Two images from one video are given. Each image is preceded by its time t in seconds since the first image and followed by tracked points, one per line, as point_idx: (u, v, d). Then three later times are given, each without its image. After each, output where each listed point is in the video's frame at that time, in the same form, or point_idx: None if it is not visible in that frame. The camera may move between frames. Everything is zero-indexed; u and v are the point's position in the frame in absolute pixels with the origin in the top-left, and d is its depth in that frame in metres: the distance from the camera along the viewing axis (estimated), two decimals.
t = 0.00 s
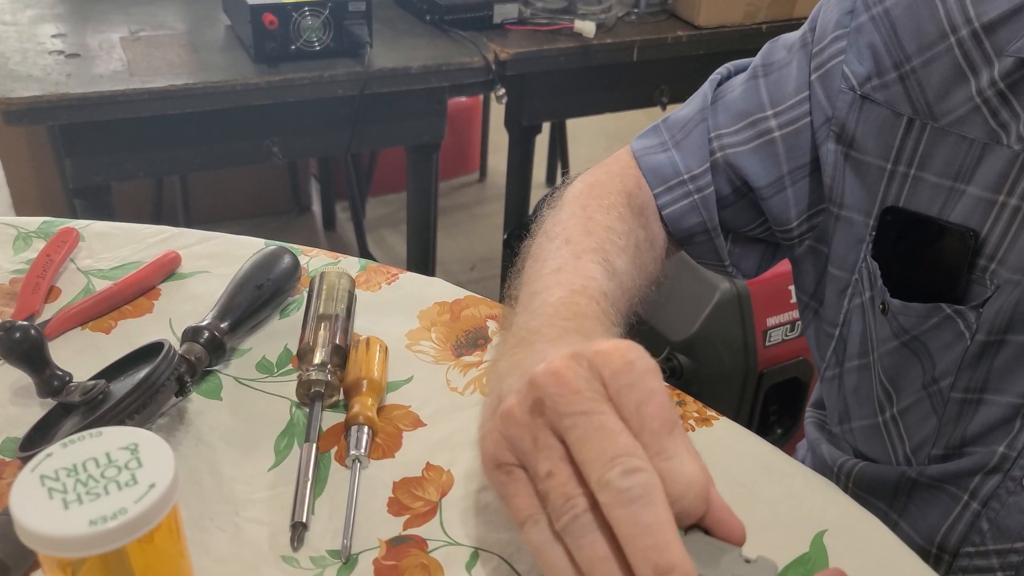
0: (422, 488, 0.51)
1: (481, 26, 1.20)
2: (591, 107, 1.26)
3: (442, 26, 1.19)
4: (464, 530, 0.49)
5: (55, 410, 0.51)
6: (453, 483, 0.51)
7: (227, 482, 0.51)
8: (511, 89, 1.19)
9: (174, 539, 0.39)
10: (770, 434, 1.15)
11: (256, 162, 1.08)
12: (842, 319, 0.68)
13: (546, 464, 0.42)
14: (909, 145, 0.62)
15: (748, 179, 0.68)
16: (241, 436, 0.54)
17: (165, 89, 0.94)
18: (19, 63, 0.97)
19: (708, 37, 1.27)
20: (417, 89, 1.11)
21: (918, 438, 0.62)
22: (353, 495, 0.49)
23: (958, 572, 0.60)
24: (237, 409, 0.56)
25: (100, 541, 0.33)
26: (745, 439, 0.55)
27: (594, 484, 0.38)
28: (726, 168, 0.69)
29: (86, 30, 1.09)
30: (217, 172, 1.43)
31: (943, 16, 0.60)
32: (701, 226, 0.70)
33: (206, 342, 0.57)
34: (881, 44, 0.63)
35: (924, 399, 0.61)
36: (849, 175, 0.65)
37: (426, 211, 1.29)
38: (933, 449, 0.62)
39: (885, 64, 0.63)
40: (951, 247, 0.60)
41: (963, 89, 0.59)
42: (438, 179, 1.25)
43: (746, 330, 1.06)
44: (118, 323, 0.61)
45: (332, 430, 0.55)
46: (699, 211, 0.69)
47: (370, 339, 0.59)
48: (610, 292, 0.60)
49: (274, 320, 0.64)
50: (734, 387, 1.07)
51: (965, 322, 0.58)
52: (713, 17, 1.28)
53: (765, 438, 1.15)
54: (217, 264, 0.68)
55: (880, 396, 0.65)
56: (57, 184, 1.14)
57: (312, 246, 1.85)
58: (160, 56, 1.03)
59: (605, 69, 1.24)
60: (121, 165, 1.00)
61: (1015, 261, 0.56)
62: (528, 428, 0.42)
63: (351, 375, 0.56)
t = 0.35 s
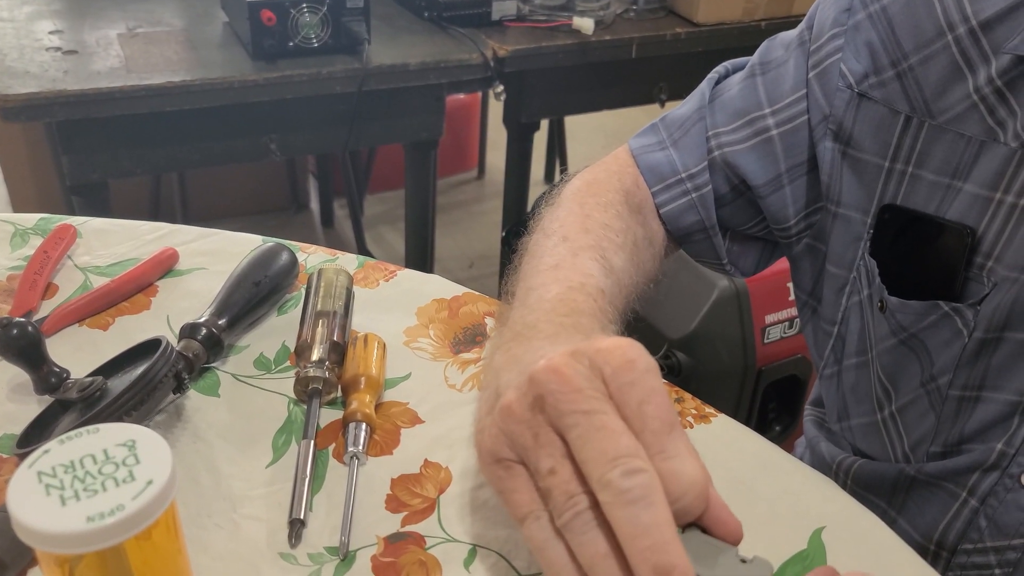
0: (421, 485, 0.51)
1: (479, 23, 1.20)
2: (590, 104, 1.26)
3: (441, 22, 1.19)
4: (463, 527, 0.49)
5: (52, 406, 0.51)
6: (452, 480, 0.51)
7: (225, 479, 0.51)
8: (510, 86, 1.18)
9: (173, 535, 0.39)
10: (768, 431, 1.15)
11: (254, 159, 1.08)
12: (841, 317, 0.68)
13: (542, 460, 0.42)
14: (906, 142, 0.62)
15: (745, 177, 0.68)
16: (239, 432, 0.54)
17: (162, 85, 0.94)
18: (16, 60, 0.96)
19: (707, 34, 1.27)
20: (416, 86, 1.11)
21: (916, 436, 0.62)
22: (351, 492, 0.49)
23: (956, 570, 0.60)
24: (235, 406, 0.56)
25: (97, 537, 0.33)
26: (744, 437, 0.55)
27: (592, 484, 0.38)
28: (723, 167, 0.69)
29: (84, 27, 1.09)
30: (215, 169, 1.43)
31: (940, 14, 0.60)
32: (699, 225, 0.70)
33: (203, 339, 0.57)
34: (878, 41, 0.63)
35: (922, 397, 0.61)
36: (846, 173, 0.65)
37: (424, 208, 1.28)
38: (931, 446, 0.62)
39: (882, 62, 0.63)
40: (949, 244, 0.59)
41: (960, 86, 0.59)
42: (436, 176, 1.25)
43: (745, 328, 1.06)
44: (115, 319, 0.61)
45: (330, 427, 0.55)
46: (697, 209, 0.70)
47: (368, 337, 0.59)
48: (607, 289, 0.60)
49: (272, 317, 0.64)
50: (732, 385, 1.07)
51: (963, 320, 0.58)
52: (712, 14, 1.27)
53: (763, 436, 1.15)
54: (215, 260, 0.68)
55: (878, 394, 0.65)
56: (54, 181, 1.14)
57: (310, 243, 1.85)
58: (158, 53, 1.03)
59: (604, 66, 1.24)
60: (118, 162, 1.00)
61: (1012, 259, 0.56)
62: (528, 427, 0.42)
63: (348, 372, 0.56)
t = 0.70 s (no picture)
0: (421, 482, 0.51)
1: (478, 20, 1.19)
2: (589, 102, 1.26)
3: (440, 20, 1.19)
4: (462, 524, 0.49)
5: (51, 403, 0.51)
6: (451, 477, 0.51)
7: (224, 475, 0.51)
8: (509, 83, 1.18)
9: (173, 531, 0.39)
10: (767, 428, 1.15)
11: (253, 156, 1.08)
12: (839, 316, 0.68)
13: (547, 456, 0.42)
14: (905, 140, 0.62)
15: (747, 178, 0.68)
16: (238, 429, 0.54)
17: (161, 82, 0.94)
18: (15, 57, 0.96)
19: (706, 32, 1.27)
20: (415, 83, 1.10)
21: (914, 434, 0.62)
22: (350, 488, 0.49)
23: (955, 567, 0.60)
24: (234, 403, 0.56)
25: (97, 534, 0.33)
26: (745, 434, 0.55)
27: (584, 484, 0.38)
28: (724, 166, 0.69)
29: (83, 24, 1.09)
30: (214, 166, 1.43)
31: (939, 12, 0.60)
32: (700, 224, 0.70)
33: (203, 336, 0.57)
34: (877, 40, 0.63)
35: (920, 395, 0.61)
36: (845, 171, 0.65)
37: (424, 205, 1.28)
38: (930, 443, 0.62)
39: (881, 60, 0.63)
40: (947, 241, 0.59)
41: (959, 84, 0.59)
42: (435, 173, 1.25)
43: (744, 325, 1.06)
44: (114, 316, 0.61)
45: (329, 424, 0.55)
46: (698, 209, 0.70)
47: (368, 334, 0.59)
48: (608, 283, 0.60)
49: (271, 314, 0.64)
50: (732, 382, 1.07)
51: (960, 317, 0.58)
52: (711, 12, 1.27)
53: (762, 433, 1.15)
54: (215, 257, 0.67)
55: (877, 392, 0.65)
56: (53, 178, 1.14)
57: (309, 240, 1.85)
58: (157, 50, 1.02)
59: (603, 64, 1.24)
60: (117, 159, 1.00)
61: (1010, 256, 0.56)
62: (528, 425, 0.42)
63: (348, 369, 0.56)
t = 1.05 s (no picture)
0: (422, 476, 0.51)
1: (481, 15, 1.19)
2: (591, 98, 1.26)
3: (442, 15, 1.19)
4: (463, 519, 0.49)
5: (54, 396, 0.51)
6: (453, 471, 0.51)
7: (226, 468, 0.51)
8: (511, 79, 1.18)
9: (176, 524, 0.39)
10: (768, 425, 1.16)
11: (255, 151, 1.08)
12: (839, 312, 0.68)
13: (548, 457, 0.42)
14: (905, 137, 0.62)
15: (745, 171, 0.68)
16: (240, 423, 0.54)
17: (163, 77, 0.94)
18: (18, 51, 0.96)
19: (709, 28, 1.26)
20: (417, 79, 1.10)
21: (913, 431, 0.62)
22: (352, 482, 0.49)
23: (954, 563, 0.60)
24: (236, 397, 0.56)
25: (100, 525, 0.33)
26: (745, 429, 0.55)
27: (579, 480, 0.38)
28: (725, 159, 0.69)
29: (85, 18, 1.09)
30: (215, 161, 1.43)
31: (940, 8, 0.60)
32: (705, 218, 0.69)
33: (204, 330, 0.57)
34: (877, 37, 0.63)
35: (920, 391, 0.62)
36: (844, 168, 0.65)
37: (425, 201, 1.28)
38: (929, 439, 0.62)
39: (881, 57, 0.63)
40: (948, 238, 0.60)
41: (959, 81, 0.59)
42: (437, 168, 1.25)
43: (745, 321, 1.06)
44: (117, 310, 0.61)
45: (332, 418, 0.55)
46: (702, 202, 0.69)
47: (370, 328, 0.59)
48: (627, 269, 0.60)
49: (273, 308, 0.64)
50: (733, 378, 1.07)
51: (959, 314, 0.58)
52: (714, 8, 1.27)
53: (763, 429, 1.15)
54: (217, 252, 0.68)
55: (877, 388, 0.65)
56: (55, 172, 1.14)
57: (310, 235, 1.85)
58: (159, 44, 1.02)
59: (605, 59, 1.23)
60: (120, 154, 1.00)
61: (1010, 253, 0.56)
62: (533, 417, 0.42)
63: (350, 363, 0.56)
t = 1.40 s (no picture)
0: (423, 470, 0.51)
1: (482, 11, 1.18)
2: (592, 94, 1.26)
3: (444, 10, 1.18)
4: (465, 513, 0.49)
5: (56, 390, 0.51)
6: (454, 466, 0.52)
7: (228, 462, 0.51)
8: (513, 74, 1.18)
9: (178, 517, 0.39)
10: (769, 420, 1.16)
11: (256, 145, 1.08)
12: (841, 312, 0.70)
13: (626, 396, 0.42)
14: (907, 138, 0.63)
15: (748, 179, 0.70)
16: (242, 417, 0.54)
17: (165, 72, 0.94)
18: (19, 45, 0.96)
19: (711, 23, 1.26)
20: (418, 74, 1.10)
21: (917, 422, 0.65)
22: (354, 476, 0.49)
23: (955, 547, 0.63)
24: (237, 391, 0.56)
25: (102, 519, 0.33)
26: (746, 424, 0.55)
27: (667, 388, 0.38)
28: (728, 169, 0.70)
29: (86, 12, 1.08)
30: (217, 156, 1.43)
31: (934, 10, 0.61)
32: (716, 223, 0.70)
33: (206, 324, 0.57)
34: (875, 41, 0.65)
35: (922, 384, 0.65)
36: (847, 172, 0.67)
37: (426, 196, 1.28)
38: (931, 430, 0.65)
39: (880, 61, 0.64)
40: (950, 234, 0.61)
41: (958, 81, 0.61)
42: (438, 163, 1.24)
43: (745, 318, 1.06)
44: (119, 304, 0.61)
45: (333, 413, 0.55)
46: (711, 205, 0.70)
47: (371, 322, 0.59)
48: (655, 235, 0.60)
49: (275, 303, 0.64)
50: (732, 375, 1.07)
51: (961, 309, 0.61)
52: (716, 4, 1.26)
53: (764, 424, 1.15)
54: (219, 246, 0.68)
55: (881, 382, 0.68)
56: (56, 166, 1.14)
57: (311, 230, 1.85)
58: (160, 39, 1.02)
59: (607, 55, 1.23)
60: (122, 149, 1.00)
61: (1010, 249, 0.58)
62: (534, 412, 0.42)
63: (351, 357, 0.56)
